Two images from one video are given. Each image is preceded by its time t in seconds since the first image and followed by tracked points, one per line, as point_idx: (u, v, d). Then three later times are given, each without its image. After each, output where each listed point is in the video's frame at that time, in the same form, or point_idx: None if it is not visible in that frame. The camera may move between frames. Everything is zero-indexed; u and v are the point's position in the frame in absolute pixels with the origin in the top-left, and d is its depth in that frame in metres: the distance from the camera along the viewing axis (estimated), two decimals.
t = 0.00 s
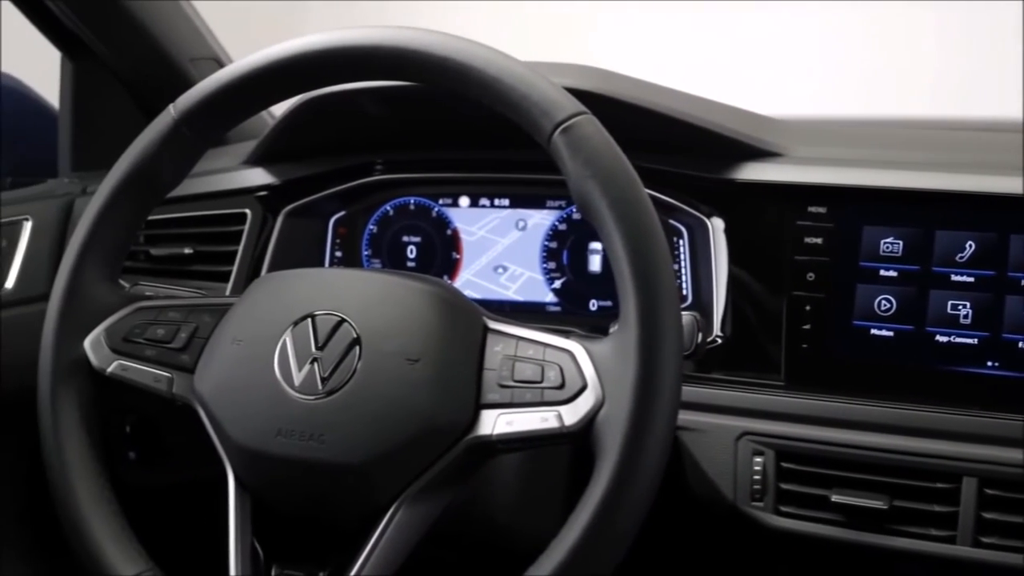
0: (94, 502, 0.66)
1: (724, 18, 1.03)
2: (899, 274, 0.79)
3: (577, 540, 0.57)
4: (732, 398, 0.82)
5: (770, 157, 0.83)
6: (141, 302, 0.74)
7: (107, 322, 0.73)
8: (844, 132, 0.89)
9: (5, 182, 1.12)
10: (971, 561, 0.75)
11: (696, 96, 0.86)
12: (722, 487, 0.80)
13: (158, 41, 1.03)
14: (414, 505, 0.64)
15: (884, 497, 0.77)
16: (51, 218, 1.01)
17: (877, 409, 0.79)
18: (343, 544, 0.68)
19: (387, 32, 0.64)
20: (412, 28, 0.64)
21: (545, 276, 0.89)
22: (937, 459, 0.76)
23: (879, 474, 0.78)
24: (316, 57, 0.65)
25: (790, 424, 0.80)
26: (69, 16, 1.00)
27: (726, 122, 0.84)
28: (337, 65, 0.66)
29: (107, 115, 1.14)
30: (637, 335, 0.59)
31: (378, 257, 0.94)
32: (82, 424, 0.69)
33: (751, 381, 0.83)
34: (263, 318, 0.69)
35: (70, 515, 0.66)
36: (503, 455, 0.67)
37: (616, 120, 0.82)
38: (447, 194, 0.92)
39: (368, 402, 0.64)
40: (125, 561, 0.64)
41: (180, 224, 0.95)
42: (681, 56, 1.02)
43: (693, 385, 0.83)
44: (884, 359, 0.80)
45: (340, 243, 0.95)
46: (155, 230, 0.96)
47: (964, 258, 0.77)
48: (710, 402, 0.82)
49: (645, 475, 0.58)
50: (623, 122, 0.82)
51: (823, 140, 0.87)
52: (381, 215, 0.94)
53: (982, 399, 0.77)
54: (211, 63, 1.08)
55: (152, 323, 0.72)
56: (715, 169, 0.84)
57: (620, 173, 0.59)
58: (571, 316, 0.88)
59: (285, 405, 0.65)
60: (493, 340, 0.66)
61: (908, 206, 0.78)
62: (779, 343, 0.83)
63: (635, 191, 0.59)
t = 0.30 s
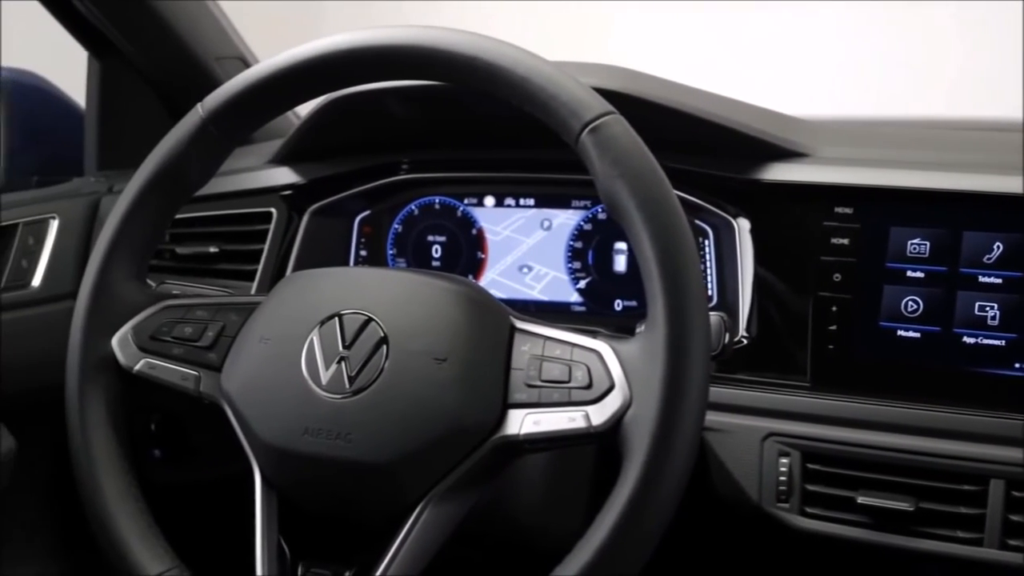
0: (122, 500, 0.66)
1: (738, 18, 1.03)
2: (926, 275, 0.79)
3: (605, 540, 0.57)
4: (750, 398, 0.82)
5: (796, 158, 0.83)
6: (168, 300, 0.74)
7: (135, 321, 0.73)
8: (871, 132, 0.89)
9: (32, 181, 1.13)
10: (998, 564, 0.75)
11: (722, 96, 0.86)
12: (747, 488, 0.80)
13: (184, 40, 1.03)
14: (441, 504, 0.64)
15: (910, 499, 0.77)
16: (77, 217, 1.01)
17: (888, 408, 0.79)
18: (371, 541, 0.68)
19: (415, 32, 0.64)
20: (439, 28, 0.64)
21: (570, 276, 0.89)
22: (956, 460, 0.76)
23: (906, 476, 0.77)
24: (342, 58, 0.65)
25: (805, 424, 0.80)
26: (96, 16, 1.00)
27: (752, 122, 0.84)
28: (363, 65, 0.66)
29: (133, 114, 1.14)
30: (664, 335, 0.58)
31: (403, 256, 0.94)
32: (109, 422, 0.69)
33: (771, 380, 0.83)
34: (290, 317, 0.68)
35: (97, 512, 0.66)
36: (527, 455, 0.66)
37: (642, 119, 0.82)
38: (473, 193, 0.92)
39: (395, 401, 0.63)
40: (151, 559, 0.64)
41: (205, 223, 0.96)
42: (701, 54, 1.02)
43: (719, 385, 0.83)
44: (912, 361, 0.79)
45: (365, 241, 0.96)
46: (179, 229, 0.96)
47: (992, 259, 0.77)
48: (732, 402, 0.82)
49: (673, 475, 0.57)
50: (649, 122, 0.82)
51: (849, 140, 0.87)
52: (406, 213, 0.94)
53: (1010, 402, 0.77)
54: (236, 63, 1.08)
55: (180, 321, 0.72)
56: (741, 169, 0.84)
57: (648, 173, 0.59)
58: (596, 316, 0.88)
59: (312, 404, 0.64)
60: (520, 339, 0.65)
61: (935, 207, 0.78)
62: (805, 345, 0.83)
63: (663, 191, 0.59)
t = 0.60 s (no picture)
0: (148, 497, 0.66)
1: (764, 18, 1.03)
2: (954, 276, 0.79)
3: (634, 540, 0.56)
4: (774, 398, 0.82)
5: (824, 159, 0.83)
6: (196, 299, 0.75)
7: (162, 319, 0.73)
8: (896, 133, 0.89)
9: (57, 179, 1.13)
10: None
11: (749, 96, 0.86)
12: (774, 489, 0.80)
13: (211, 40, 1.04)
14: (469, 502, 0.63)
15: (938, 501, 0.76)
16: (105, 215, 1.02)
17: (903, 409, 0.79)
18: (397, 542, 0.67)
19: (444, 31, 0.64)
20: (468, 27, 0.64)
21: (596, 276, 0.89)
22: (982, 462, 0.76)
23: (934, 478, 0.77)
24: (371, 57, 0.66)
25: (827, 425, 0.80)
26: (124, 15, 1.00)
27: (778, 122, 0.83)
28: (392, 64, 0.66)
29: (161, 111, 1.15)
30: (694, 335, 0.58)
31: (429, 256, 0.95)
32: (137, 420, 0.69)
33: (795, 381, 0.83)
34: (319, 316, 0.68)
35: (124, 510, 0.66)
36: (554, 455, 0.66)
37: (670, 119, 0.82)
38: (499, 193, 0.92)
39: (423, 399, 0.63)
40: (178, 555, 0.64)
41: (233, 222, 0.96)
42: (729, 51, 1.01)
43: (745, 385, 0.83)
44: (939, 363, 0.79)
45: (391, 241, 0.96)
46: (206, 227, 0.97)
47: (1020, 261, 0.77)
48: (756, 401, 0.82)
49: (702, 474, 0.57)
50: (676, 123, 0.82)
51: (876, 141, 0.87)
52: (431, 213, 0.94)
53: None
54: (263, 62, 1.09)
55: (208, 320, 0.73)
56: (768, 169, 0.84)
57: (678, 173, 0.59)
58: (622, 316, 0.88)
59: (340, 402, 0.64)
60: (548, 339, 0.65)
61: (963, 208, 0.78)
62: (832, 345, 0.82)
63: (692, 191, 0.59)
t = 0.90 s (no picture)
0: (169, 496, 0.66)
1: (784, 16, 1.03)
2: (975, 277, 0.78)
3: (654, 539, 0.56)
4: (795, 399, 0.82)
5: (844, 159, 0.83)
6: (217, 298, 0.75)
7: (183, 318, 0.73)
8: (917, 133, 0.89)
9: (77, 177, 1.13)
10: None
11: (769, 96, 0.86)
12: (793, 490, 0.79)
13: (231, 40, 1.04)
14: (489, 502, 0.63)
15: (958, 502, 0.76)
16: (124, 214, 1.02)
17: (925, 410, 0.78)
18: (417, 542, 0.67)
19: (464, 31, 0.64)
20: (489, 27, 0.64)
21: (615, 276, 0.89)
22: (1005, 465, 0.75)
23: (955, 479, 0.76)
24: (391, 57, 0.66)
25: (847, 426, 0.79)
26: (144, 15, 1.01)
27: (798, 122, 0.84)
28: (412, 64, 0.66)
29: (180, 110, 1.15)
30: (715, 335, 0.58)
31: (448, 256, 0.95)
32: (157, 418, 0.69)
33: (815, 383, 0.83)
34: (340, 315, 0.68)
35: (144, 508, 0.66)
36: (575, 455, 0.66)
37: (689, 118, 0.82)
38: (517, 193, 0.93)
39: (443, 399, 0.63)
40: (197, 554, 0.64)
41: (252, 221, 0.97)
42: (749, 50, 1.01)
43: (765, 386, 0.83)
44: (959, 364, 0.79)
45: (409, 240, 0.96)
46: (225, 226, 0.97)
47: None
48: (776, 401, 0.82)
49: (722, 474, 0.56)
50: (696, 123, 0.82)
51: (896, 141, 0.87)
52: (451, 213, 0.95)
53: None
54: (283, 62, 1.09)
55: (228, 319, 0.73)
56: (788, 170, 0.84)
57: (699, 173, 0.59)
58: (640, 316, 0.88)
59: (361, 401, 0.64)
60: (569, 339, 0.65)
61: (983, 209, 0.78)
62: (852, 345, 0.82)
63: (714, 193, 0.59)
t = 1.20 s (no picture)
0: (189, 496, 0.66)
1: (799, 13, 1.03)
2: (996, 278, 0.78)
3: (675, 540, 0.56)
4: (814, 400, 0.82)
5: (864, 159, 0.83)
6: (236, 297, 0.75)
7: (202, 317, 0.73)
8: (938, 133, 0.89)
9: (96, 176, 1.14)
10: None
11: (788, 96, 0.86)
12: (812, 490, 0.79)
13: (251, 40, 1.04)
14: (508, 502, 0.63)
15: (979, 504, 0.75)
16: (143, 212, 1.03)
17: (945, 413, 0.78)
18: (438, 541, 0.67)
19: (486, 30, 0.64)
20: (511, 27, 0.64)
21: (633, 276, 0.88)
22: None
23: (974, 480, 0.76)
24: (412, 56, 0.65)
25: (865, 426, 0.80)
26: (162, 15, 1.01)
27: (818, 123, 0.83)
28: (433, 64, 0.66)
29: (199, 110, 1.16)
30: (736, 335, 0.58)
31: (467, 255, 0.95)
32: (177, 417, 0.70)
33: (835, 385, 0.82)
34: (360, 315, 0.68)
35: (164, 506, 0.66)
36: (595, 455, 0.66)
37: (708, 118, 0.82)
38: (536, 193, 0.93)
39: (464, 399, 0.63)
40: (217, 553, 0.64)
41: (270, 221, 0.97)
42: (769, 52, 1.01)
43: (785, 387, 0.84)
44: (979, 365, 0.79)
45: (428, 239, 0.96)
46: (243, 226, 0.98)
47: None
48: (795, 403, 0.82)
49: (742, 475, 0.56)
50: (716, 123, 0.82)
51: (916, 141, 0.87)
52: (469, 213, 0.95)
53: None
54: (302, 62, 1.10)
55: (249, 317, 0.73)
56: (807, 170, 0.84)
57: (721, 174, 0.58)
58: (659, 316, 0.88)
59: (381, 401, 0.64)
60: (589, 339, 0.65)
61: (1004, 210, 0.77)
62: (872, 346, 0.82)
63: (735, 194, 0.58)
